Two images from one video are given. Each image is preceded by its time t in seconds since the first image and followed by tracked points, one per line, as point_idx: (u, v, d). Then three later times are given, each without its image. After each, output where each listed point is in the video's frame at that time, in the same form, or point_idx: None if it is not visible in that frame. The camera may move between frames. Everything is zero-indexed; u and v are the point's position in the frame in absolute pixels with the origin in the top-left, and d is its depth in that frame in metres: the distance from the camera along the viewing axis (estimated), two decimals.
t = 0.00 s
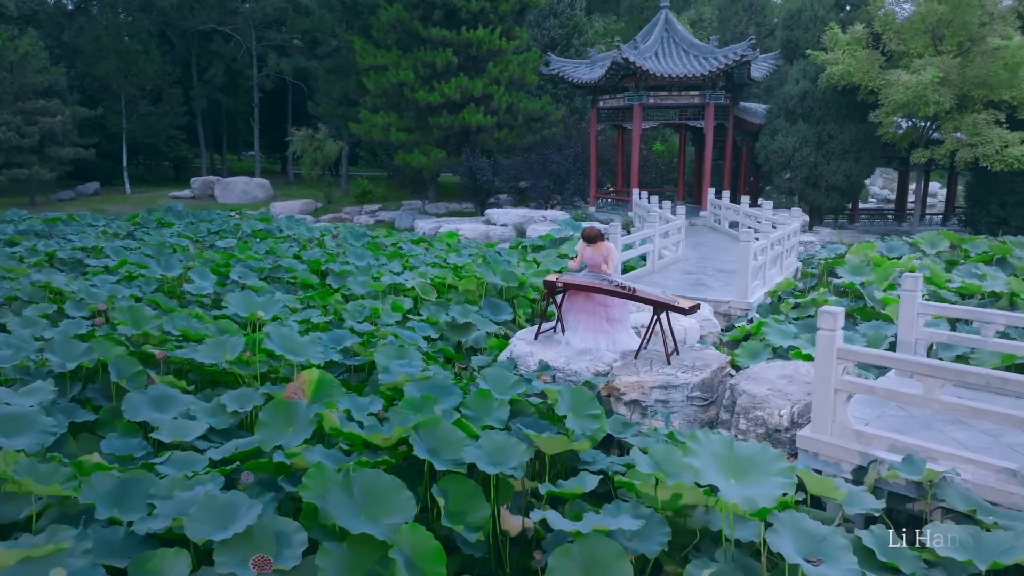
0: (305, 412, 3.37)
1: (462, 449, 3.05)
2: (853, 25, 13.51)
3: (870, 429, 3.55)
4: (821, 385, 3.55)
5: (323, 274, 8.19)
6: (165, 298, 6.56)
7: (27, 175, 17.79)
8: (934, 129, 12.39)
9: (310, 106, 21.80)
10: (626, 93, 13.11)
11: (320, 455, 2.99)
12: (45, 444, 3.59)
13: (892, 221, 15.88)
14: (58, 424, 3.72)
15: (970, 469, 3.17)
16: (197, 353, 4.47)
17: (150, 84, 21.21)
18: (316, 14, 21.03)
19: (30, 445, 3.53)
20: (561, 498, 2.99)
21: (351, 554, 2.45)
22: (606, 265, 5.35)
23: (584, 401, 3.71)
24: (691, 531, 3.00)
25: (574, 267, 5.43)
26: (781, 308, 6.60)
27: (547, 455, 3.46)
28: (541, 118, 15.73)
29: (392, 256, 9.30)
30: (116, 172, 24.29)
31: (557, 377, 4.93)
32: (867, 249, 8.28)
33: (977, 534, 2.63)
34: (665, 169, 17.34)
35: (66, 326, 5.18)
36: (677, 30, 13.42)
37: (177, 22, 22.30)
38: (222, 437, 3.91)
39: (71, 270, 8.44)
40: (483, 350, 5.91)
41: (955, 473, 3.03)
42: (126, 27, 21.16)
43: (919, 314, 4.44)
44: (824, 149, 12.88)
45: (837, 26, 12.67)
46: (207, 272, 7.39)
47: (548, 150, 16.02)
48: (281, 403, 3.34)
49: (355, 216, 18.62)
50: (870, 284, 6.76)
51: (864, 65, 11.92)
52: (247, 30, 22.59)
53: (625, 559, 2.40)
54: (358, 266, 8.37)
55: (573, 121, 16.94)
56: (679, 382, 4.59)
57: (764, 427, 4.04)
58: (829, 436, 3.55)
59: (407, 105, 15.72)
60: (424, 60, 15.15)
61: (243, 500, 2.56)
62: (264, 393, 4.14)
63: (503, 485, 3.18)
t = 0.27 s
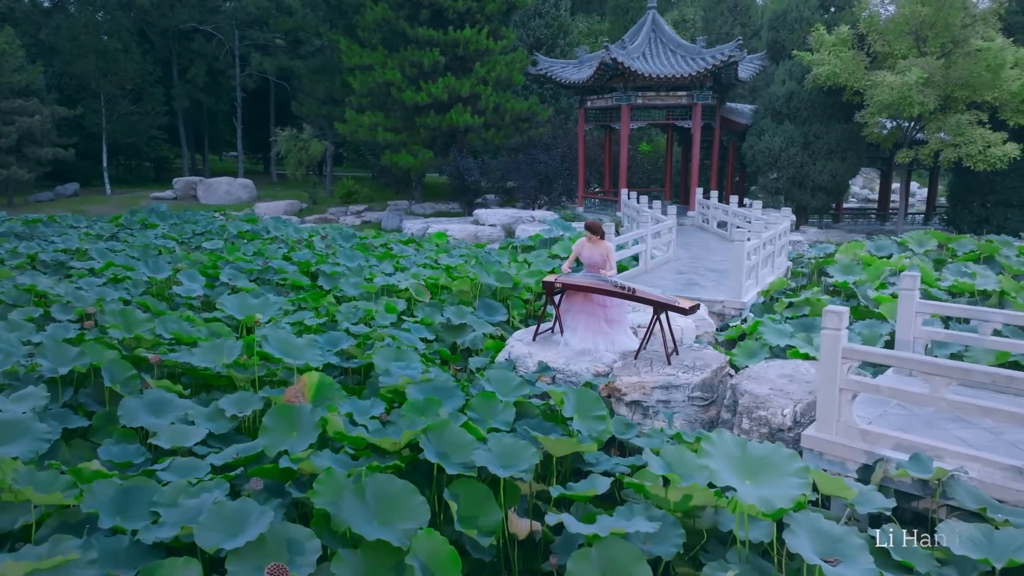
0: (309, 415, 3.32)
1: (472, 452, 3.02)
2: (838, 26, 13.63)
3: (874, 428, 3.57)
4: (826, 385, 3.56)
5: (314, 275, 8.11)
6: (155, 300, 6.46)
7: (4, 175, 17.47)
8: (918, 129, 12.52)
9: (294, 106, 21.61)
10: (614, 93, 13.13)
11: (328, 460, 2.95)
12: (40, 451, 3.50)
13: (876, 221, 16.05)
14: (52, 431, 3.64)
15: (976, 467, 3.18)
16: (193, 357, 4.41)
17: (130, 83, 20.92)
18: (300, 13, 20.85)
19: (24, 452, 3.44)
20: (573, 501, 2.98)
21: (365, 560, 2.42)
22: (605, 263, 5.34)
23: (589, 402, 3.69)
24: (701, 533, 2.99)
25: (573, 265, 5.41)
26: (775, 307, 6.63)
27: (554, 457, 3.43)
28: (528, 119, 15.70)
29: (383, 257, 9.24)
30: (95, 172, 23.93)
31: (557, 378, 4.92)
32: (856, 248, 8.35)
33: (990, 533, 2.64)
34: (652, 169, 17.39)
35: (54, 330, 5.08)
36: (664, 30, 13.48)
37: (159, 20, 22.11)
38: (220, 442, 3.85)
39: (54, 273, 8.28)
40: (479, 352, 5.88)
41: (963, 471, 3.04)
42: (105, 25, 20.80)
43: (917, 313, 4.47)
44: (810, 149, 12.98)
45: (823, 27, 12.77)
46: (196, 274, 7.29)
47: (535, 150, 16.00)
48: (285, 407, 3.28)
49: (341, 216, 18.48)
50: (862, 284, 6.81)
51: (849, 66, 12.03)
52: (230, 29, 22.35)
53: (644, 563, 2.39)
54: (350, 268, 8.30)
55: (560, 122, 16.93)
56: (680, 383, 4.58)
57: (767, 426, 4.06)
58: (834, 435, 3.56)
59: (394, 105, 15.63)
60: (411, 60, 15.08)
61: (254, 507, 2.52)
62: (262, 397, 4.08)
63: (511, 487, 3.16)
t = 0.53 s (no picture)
0: (314, 420, 3.27)
1: (482, 456, 2.98)
2: (820, 28, 13.77)
3: (878, 427, 3.59)
4: (831, 384, 3.58)
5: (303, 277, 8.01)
6: (142, 304, 6.34)
7: None
8: (899, 130, 12.68)
9: (276, 106, 21.39)
10: (600, 94, 13.13)
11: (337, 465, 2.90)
12: (34, 460, 3.41)
13: (858, 220, 16.24)
14: (46, 439, 3.55)
15: (982, 464, 3.21)
16: (189, 362, 4.33)
17: (107, 82, 20.58)
18: (280, 11, 20.62)
19: (18, 462, 3.35)
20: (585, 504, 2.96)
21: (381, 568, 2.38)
22: (602, 263, 5.34)
23: (595, 403, 3.67)
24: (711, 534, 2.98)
25: (570, 265, 5.40)
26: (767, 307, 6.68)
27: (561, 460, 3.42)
28: (513, 119, 15.67)
29: (372, 258, 9.17)
30: (71, 173, 23.51)
31: (556, 379, 4.90)
32: (844, 247, 8.43)
33: (1003, 529, 2.64)
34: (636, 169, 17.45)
35: (42, 335, 4.97)
36: (649, 31, 13.54)
37: (136, 18, 21.60)
38: (220, 448, 3.78)
39: (35, 276, 8.10)
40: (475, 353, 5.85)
41: (970, 469, 3.06)
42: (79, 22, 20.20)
43: (915, 311, 4.52)
44: (794, 149, 13.11)
45: (806, 28, 12.90)
46: (184, 276, 7.17)
47: (521, 150, 15.97)
48: (290, 412, 3.23)
49: (325, 217, 18.32)
50: (852, 283, 6.87)
51: (833, 67, 12.17)
52: (209, 28, 22.06)
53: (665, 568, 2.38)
54: (340, 269, 8.23)
55: (545, 122, 16.94)
56: (681, 383, 4.59)
57: (770, 426, 4.08)
58: (839, 434, 3.58)
59: (378, 106, 15.53)
60: (395, 60, 14.99)
61: (266, 516, 2.47)
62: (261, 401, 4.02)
63: (520, 491, 3.13)
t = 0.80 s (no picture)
0: (318, 424, 3.20)
1: (492, 459, 2.95)
2: (802, 29, 13.90)
3: (880, 425, 3.61)
4: (833, 383, 3.59)
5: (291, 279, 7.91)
6: (128, 307, 6.21)
7: None
8: (880, 131, 12.85)
9: (256, 106, 21.16)
10: (586, 94, 13.14)
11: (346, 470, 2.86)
12: (26, 469, 3.31)
13: (839, 219, 16.43)
14: (38, 447, 3.45)
15: (984, 461, 3.23)
16: (182, 366, 4.25)
17: (83, 81, 20.20)
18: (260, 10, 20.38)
19: (11, 471, 3.26)
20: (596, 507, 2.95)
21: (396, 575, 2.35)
22: (598, 262, 5.32)
23: (599, 404, 3.65)
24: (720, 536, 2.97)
25: (566, 265, 5.38)
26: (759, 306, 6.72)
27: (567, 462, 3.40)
28: (498, 119, 15.63)
29: (360, 259, 9.09)
30: (46, 174, 23.06)
31: (554, 380, 4.88)
32: (831, 246, 8.51)
33: (1013, 526, 2.66)
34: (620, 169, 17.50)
35: (28, 340, 4.84)
36: (634, 31, 13.58)
37: (111, 16, 21.30)
38: (217, 453, 3.71)
39: (13, 279, 7.90)
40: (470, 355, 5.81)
41: (975, 466, 3.08)
42: (54, 20, 19.87)
43: (909, 309, 4.57)
44: (777, 149, 13.22)
45: (789, 30, 13.03)
46: (170, 278, 7.04)
47: (505, 150, 15.93)
48: (292, 416, 3.17)
49: (307, 218, 18.15)
50: (841, 281, 6.94)
51: (816, 68, 12.29)
52: (187, 27, 21.76)
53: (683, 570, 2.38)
54: (328, 270, 8.14)
55: (529, 122, 16.92)
56: (680, 383, 4.58)
57: (772, 424, 4.09)
58: (842, 433, 3.59)
59: (362, 106, 15.42)
60: (379, 59, 14.88)
61: (277, 524, 2.42)
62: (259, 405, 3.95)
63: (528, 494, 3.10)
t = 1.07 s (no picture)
0: (320, 428, 3.15)
1: (499, 462, 2.92)
2: (788, 30, 14.00)
3: (880, 423, 3.63)
4: (835, 382, 3.60)
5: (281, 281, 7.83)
6: (116, 310, 6.10)
7: None
8: (864, 131, 12.98)
9: (239, 105, 20.96)
10: (573, 94, 13.13)
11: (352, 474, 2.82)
12: (19, 477, 3.24)
13: (824, 219, 16.58)
14: (31, 454, 3.37)
15: (986, 458, 3.25)
16: (177, 371, 4.16)
17: (61, 80, 19.87)
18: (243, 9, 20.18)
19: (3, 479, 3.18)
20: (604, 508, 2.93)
21: None
22: (594, 262, 5.31)
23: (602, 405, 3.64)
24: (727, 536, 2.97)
25: (563, 265, 5.36)
26: (751, 305, 6.75)
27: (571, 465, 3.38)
28: (484, 119, 15.59)
29: (349, 261, 9.01)
30: (23, 175, 22.67)
31: (552, 381, 4.86)
32: (820, 245, 8.57)
33: (1020, 523, 2.68)
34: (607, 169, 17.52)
35: (15, 344, 4.73)
36: (621, 32, 13.61)
37: (90, 14, 21.00)
38: (214, 459, 3.65)
39: None
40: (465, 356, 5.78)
41: (978, 464, 3.10)
42: (31, 18, 19.56)
43: (905, 308, 4.60)
44: (763, 149, 13.30)
45: (775, 30, 13.13)
46: (157, 281, 6.93)
47: (492, 151, 15.89)
48: (295, 421, 3.12)
49: (292, 219, 17.99)
50: (832, 280, 6.98)
51: (801, 69, 12.40)
52: (168, 26, 21.48)
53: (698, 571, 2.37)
54: (318, 272, 8.07)
55: (516, 123, 16.90)
56: (678, 383, 4.58)
57: (772, 424, 4.10)
58: (843, 432, 3.60)
59: (348, 105, 15.31)
60: (365, 59, 14.79)
61: (285, 530, 2.37)
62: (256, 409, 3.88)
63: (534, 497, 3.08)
